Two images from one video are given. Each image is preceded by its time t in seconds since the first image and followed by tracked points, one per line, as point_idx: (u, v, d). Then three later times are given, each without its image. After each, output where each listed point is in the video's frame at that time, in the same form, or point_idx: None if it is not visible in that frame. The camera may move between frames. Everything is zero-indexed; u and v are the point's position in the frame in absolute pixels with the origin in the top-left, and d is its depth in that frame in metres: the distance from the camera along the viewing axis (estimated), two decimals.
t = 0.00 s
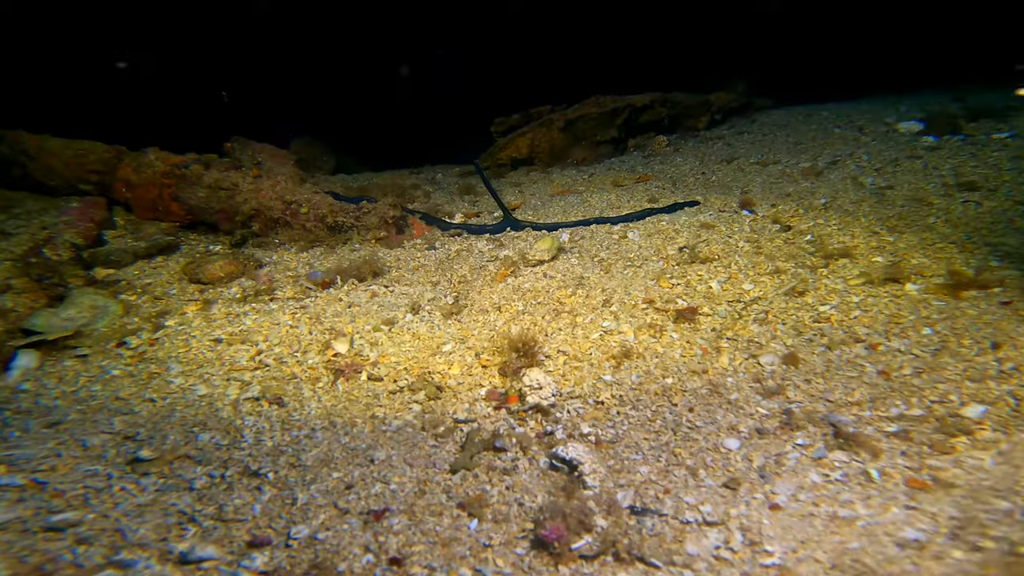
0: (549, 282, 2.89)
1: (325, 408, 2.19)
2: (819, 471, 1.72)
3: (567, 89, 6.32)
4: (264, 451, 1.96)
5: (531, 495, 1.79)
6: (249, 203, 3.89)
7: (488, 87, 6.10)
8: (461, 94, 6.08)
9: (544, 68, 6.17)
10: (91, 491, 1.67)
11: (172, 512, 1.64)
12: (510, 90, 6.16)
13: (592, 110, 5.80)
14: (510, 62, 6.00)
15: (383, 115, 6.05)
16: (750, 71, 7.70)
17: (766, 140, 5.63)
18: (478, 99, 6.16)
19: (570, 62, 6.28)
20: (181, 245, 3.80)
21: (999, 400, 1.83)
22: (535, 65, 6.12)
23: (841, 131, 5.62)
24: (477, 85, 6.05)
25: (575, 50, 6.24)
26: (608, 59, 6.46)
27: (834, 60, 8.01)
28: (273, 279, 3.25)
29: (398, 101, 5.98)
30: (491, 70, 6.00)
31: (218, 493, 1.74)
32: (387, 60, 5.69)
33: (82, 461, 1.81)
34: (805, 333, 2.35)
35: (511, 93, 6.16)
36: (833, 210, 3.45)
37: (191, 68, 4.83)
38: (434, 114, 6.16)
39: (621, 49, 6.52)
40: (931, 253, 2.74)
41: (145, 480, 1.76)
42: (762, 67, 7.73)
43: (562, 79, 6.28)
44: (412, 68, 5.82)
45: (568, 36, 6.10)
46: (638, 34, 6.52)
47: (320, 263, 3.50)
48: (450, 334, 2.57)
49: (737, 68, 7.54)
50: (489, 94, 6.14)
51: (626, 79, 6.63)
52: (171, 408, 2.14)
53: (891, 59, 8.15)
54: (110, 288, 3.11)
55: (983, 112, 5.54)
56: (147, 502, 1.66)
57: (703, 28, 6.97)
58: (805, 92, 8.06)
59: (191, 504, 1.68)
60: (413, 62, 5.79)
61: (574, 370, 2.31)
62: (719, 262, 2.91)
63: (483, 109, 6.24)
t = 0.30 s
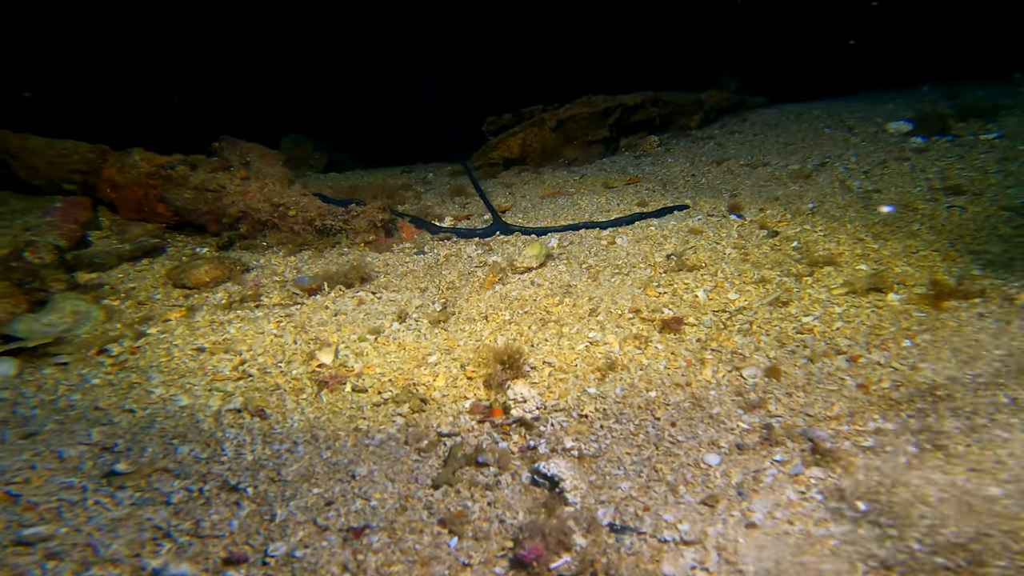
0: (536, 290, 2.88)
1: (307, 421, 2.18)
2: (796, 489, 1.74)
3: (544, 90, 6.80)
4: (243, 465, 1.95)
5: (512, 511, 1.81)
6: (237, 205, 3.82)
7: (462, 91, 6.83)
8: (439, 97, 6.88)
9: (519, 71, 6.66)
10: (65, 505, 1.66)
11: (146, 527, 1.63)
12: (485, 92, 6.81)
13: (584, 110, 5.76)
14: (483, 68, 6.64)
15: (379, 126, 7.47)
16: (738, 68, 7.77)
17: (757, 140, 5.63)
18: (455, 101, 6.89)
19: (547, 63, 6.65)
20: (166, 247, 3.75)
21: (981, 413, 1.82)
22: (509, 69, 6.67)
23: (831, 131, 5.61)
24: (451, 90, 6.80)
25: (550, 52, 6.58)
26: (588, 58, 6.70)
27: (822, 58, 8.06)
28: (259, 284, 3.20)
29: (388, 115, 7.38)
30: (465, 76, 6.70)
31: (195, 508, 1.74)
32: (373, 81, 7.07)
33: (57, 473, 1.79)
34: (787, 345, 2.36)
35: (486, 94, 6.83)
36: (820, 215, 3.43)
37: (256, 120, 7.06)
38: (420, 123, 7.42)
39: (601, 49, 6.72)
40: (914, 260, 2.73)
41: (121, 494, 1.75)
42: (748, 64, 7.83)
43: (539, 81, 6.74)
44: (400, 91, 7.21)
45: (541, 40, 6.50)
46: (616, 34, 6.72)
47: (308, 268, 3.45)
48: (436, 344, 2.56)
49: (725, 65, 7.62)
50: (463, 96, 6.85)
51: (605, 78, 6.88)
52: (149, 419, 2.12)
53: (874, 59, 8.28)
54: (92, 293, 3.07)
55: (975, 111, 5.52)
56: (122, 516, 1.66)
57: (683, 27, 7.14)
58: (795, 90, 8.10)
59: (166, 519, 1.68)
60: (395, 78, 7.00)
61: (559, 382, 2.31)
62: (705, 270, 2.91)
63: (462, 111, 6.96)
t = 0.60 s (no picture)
0: (523, 314, 2.87)
1: (286, 453, 2.16)
2: (772, 529, 1.74)
3: (536, 95, 6.78)
4: (217, 501, 1.93)
5: (491, 551, 1.81)
6: (220, 221, 3.77)
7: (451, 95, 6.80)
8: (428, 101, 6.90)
9: (510, 75, 6.63)
10: (24, 542, 1.64)
11: (109, 567, 1.61)
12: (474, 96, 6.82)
13: (575, 118, 5.72)
14: (472, 72, 6.60)
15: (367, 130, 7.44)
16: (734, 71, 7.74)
17: (747, 149, 5.63)
18: (444, 105, 6.91)
19: (539, 68, 6.61)
20: (147, 263, 3.72)
21: (958, 451, 1.83)
22: (499, 74, 6.62)
23: (821, 141, 5.58)
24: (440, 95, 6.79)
25: (542, 57, 6.53)
26: (581, 63, 6.66)
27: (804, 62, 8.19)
28: (242, 305, 3.16)
29: (377, 117, 7.34)
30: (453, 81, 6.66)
31: (163, 546, 1.71)
32: (361, 85, 6.94)
33: (19, 508, 1.76)
34: (771, 375, 2.37)
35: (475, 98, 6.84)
36: (808, 234, 3.43)
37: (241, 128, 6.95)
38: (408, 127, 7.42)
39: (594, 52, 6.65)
40: (898, 285, 2.74)
41: (85, 531, 1.73)
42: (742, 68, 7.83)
43: (531, 87, 6.74)
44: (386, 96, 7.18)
45: (533, 44, 6.42)
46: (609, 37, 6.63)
47: (293, 286, 3.41)
48: (421, 372, 2.54)
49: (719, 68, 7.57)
50: (453, 101, 6.85)
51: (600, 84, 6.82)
52: (121, 451, 2.08)
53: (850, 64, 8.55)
54: (68, 314, 3.01)
55: (963, 121, 5.52)
56: (83, 555, 1.63)
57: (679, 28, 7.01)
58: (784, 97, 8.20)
59: (131, 558, 1.65)
60: (384, 85, 6.89)
61: (543, 413, 2.31)
62: (692, 294, 2.91)
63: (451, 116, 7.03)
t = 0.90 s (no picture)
0: (518, 339, 2.82)
1: (273, 489, 2.07)
2: None
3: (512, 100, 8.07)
4: (200, 541, 1.81)
5: None
6: (211, 234, 3.68)
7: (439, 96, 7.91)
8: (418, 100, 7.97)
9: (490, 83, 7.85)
10: None
11: None
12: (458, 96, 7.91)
13: (573, 124, 5.64)
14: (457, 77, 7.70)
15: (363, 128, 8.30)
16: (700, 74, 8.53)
17: (747, 156, 5.54)
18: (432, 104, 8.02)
19: (514, 77, 7.84)
20: (136, 277, 3.60)
21: (967, 496, 1.75)
22: (479, 78, 7.76)
23: (823, 148, 5.40)
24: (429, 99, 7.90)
25: (519, 71, 7.80)
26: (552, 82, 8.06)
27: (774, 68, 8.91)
28: (232, 324, 3.08)
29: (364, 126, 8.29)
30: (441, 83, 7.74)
31: None
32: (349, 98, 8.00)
33: None
34: (770, 410, 2.33)
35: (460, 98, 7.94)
36: (809, 253, 3.36)
37: (249, 126, 7.74)
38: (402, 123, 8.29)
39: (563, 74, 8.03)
40: (901, 313, 2.68)
41: (58, 570, 1.58)
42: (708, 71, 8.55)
43: (509, 94, 8.01)
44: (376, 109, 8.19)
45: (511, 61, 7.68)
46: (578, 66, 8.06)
47: (284, 303, 3.33)
48: (414, 402, 2.49)
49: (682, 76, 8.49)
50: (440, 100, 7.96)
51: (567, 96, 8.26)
52: (101, 484, 1.95)
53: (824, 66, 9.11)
54: (53, 334, 2.88)
55: (966, 128, 5.39)
56: None
57: (642, 44, 8.02)
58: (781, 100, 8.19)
59: None
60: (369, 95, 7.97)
61: (538, 447, 2.27)
62: (691, 319, 2.87)
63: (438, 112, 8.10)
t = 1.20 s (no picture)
0: (519, 370, 2.75)
1: (264, 530, 1.97)
2: None
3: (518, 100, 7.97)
4: None
5: None
6: (208, 249, 3.57)
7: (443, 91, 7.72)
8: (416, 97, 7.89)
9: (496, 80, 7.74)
10: None
11: None
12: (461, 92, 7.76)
13: (578, 132, 5.51)
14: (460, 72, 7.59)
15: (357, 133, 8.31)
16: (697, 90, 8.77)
17: (757, 167, 5.40)
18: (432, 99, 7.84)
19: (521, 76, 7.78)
20: (133, 293, 3.48)
21: (990, 557, 1.64)
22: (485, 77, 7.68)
23: (836, 159, 5.24)
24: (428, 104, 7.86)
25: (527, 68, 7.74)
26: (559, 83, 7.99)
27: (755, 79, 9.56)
28: (227, 346, 2.97)
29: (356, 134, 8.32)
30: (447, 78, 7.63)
31: None
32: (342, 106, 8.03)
33: None
34: (778, 453, 2.24)
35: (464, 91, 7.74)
36: (821, 279, 3.26)
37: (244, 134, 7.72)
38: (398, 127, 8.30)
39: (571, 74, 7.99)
40: (916, 349, 2.59)
41: None
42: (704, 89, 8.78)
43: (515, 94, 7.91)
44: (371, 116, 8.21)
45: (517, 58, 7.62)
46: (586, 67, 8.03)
47: (281, 324, 3.24)
48: (412, 438, 2.41)
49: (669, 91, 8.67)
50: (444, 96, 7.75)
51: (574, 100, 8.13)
52: (86, 521, 1.86)
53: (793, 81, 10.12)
54: (45, 358, 2.77)
55: (986, 138, 5.21)
56: None
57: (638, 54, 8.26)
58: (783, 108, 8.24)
59: None
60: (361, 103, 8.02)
61: (537, 489, 2.20)
62: (697, 351, 2.81)
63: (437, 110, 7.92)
